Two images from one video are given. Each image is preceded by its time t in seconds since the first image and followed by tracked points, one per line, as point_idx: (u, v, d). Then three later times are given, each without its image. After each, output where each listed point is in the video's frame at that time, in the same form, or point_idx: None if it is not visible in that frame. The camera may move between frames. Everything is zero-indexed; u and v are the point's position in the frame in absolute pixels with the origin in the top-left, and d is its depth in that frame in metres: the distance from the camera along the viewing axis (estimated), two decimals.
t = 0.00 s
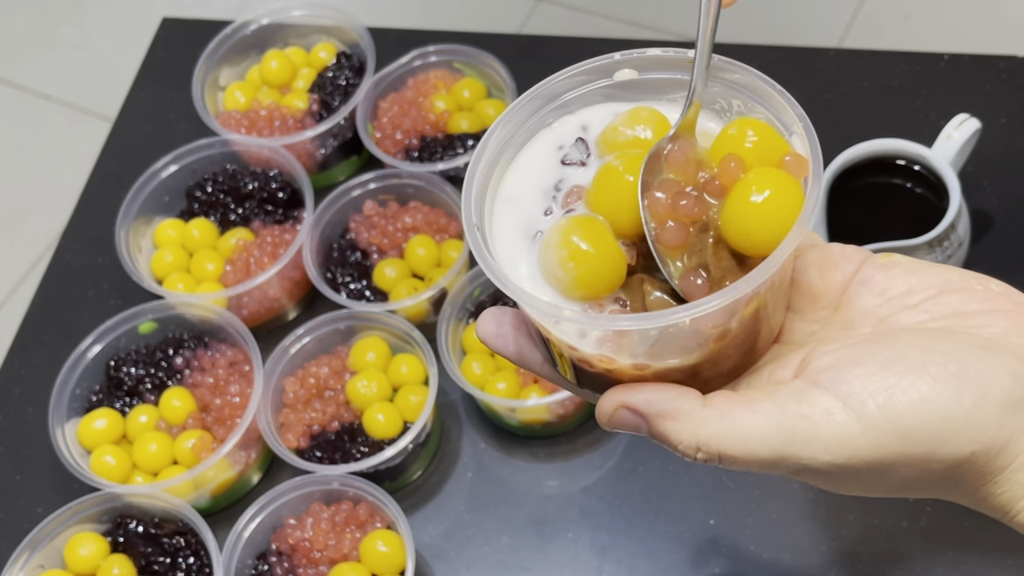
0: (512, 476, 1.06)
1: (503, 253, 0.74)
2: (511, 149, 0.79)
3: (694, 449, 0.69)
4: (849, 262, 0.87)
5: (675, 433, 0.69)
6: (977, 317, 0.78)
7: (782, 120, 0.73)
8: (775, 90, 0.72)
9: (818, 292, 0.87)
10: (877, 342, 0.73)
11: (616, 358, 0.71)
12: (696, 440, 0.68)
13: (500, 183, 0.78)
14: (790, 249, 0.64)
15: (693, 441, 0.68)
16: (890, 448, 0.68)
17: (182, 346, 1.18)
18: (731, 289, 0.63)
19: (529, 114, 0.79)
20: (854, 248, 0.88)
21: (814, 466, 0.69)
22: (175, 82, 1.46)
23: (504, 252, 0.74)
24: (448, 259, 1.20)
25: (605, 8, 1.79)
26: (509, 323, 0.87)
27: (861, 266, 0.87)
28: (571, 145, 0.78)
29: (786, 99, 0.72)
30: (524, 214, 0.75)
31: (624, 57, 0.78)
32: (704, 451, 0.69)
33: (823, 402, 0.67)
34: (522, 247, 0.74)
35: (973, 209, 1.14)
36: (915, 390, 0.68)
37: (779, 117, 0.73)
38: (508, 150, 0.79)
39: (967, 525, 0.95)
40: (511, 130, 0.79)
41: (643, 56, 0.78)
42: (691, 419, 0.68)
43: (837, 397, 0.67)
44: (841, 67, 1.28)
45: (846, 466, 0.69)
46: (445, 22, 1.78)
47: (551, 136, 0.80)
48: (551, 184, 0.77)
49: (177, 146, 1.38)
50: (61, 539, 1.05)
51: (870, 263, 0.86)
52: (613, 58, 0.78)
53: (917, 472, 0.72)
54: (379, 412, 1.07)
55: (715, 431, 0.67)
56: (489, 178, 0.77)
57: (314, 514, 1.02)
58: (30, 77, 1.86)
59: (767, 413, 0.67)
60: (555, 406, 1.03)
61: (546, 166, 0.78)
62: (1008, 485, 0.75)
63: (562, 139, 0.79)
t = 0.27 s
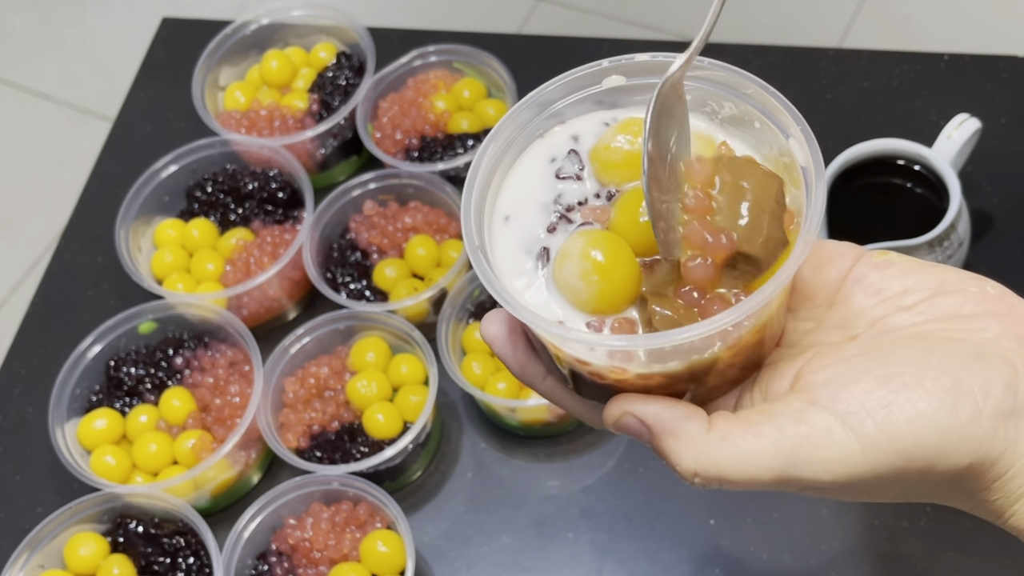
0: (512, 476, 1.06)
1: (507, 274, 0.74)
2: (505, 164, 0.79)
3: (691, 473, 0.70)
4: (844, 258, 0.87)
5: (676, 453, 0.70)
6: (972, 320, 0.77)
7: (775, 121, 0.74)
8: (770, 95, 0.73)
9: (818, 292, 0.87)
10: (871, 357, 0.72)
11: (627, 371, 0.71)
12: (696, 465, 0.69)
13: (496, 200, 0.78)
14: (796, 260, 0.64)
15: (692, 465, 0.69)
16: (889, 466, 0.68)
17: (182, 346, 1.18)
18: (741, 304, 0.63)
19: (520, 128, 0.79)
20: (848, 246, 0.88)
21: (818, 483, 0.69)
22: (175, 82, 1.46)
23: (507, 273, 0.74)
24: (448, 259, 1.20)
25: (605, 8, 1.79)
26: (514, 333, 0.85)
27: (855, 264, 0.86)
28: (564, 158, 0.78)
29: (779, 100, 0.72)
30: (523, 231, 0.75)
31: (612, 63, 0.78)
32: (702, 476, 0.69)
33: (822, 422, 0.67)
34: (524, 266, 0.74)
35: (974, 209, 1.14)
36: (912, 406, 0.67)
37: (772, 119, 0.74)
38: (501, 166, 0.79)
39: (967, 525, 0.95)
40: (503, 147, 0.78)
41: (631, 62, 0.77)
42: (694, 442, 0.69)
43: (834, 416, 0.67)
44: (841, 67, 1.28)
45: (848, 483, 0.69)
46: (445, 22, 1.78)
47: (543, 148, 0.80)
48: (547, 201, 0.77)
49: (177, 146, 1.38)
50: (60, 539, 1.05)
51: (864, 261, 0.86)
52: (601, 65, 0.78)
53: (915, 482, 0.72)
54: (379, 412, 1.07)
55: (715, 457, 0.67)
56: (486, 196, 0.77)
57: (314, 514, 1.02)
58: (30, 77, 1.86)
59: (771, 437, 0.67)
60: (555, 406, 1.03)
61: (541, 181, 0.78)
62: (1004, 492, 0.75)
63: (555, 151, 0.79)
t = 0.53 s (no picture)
0: (512, 475, 1.06)
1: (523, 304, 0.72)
2: (500, 192, 0.77)
3: (696, 491, 0.69)
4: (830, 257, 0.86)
5: (677, 476, 0.68)
6: (961, 316, 0.78)
7: (768, 127, 0.76)
8: (762, 103, 0.75)
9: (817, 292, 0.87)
10: (862, 353, 0.72)
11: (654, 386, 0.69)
12: (700, 483, 0.68)
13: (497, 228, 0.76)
14: (813, 275, 0.65)
15: (695, 484, 0.68)
16: (884, 458, 0.69)
17: (182, 346, 1.18)
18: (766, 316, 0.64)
19: (511, 153, 0.77)
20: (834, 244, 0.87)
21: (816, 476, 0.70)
22: (175, 82, 1.46)
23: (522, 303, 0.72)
24: (448, 259, 1.20)
25: (604, 8, 1.79)
26: (513, 361, 0.82)
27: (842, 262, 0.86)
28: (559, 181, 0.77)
29: (773, 109, 0.74)
30: (531, 258, 0.73)
31: (597, 83, 0.77)
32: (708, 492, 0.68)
33: (815, 414, 0.68)
34: (539, 294, 0.72)
35: (973, 209, 1.14)
36: (903, 399, 0.68)
37: (765, 125, 0.76)
38: (497, 193, 0.77)
39: (968, 525, 0.95)
40: (497, 173, 0.76)
41: (615, 81, 0.77)
42: (694, 462, 0.67)
43: (827, 409, 0.68)
44: (841, 67, 1.28)
45: (842, 474, 0.70)
46: (445, 22, 1.78)
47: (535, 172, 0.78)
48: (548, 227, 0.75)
49: (177, 146, 1.38)
50: (60, 539, 1.05)
51: (852, 256, 0.86)
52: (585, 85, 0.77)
53: (908, 475, 0.73)
54: (379, 412, 1.07)
55: (719, 471, 0.67)
56: (488, 227, 0.74)
57: (314, 514, 1.02)
58: (30, 77, 1.86)
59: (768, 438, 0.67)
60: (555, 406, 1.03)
61: (539, 205, 0.76)
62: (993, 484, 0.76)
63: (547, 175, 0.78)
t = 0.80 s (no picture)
0: (512, 475, 1.06)
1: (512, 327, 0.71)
2: (475, 222, 0.77)
3: (700, 459, 0.69)
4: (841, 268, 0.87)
5: (681, 449, 0.68)
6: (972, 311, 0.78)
7: (721, 115, 0.75)
8: (708, 92, 0.74)
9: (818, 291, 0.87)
10: (869, 337, 0.72)
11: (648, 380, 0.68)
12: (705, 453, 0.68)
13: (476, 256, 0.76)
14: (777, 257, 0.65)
15: (700, 453, 0.68)
16: (883, 440, 0.70)
17: (182, 346, 1.18)
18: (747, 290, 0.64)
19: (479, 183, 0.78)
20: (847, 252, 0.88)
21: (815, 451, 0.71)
22: (175, 82, 1.46)
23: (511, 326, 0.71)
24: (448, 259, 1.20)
25: (604, 8, 1.79)
26: (518, 379, 0.85)
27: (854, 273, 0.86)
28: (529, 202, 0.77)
29: (725, 97, 0.74)
30: (513, 281, 0.73)
31: (550, 102, 0.78)
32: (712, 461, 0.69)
33: (819, 395, 0.68)
34: (527, 315, 0.71)
35: (974, 209, 1.14)
36: (907, 381, 0.69)
37: (717, 114, 0.75)
38: (472, 223, 0.77)
39: (968, 524, 0.95)
40: (469, 203, 0.77)
41: (567, 96, 0.78)
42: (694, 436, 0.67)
43: (831, 389, 0.68)
44: (841, 67, 1.28)
45: (843, 450, 0.71)
46: (444, 22, 1.78)
47: (505, 197, 0.78)
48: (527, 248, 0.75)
49: (177, 146, 1.38)
50: (61, 539, 1.05)
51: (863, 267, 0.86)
52: (539, 105, 0.78)
53: (909, 462, 0.74)
54: (379, 412, 1.07)
55: (722, 441, 0.66)
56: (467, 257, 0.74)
57: (314, 514, 1.02)
58: (30, 77, 1.86)
59: (770, 414, 0.67)
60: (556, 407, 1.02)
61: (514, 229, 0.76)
62: (996, 476, 0.76)
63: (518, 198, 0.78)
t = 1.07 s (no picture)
0: (512, 476, 1.06)
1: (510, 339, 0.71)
2: (452, 238, 0.77)
3: (701, 453, 0.71)
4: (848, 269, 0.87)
5: (683, 437, 0.70)
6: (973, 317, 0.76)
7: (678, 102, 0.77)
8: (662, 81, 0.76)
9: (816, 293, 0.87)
10: (873, 338, 0.72)
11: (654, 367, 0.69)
12: (706, 444, 0.69)
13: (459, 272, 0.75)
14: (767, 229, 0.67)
15: (701, 444, 0.70)
16: (886, 441, 0.70)
17: (182, 346, 1.18)
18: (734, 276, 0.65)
19: (449, 200, 0.78)
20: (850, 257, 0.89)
21: (817, 450, 0.70)
22: (175, 82, 1.46)
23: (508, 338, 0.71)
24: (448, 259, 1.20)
25: (604, 8, 1.79)
26: (491, 365, 0.87)
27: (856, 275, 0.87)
28: (501, 211, 0.78)
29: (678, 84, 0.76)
30: (500, 292, 0.73)
31: (509, 110, 0.79)
32: (713, 454, 0.70)
33: (824, 395, 0.68)
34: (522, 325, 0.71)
35: (973, 209, 1.14)
36: (911, 384, 0.68)
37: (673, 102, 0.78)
38: (450, 239, 0.76)
39: (967, 524, 0.95)
40: (443, 220, 0.76)
41: (525, 103, 0.79)
42: (701, 421, 0.69)
43: (835, 388, 0.68)
44: (841, 67, 1.28)
45: (848, 451, 0.71)
46: (444, 22, 1.78)
47: (477, 211, 0.78)
48: (508, 255, 0.75)
49: (177, 146, 1.38)
50: (61, 539, 1.05)
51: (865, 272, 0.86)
52: (500, 115, 0.79)
53: (913, 466, 0.73)
54: (379, 412, 1.07)
55: (727, 431, 0.68)
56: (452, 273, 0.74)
57: (314, 514, 1.02)
58: (30, 78, 1.86)
59: (774, 409, 0.69)
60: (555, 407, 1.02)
61: (492, 239, 0.76)
62: (997, 481, 0.76)
63: (489, 209, 0.78)
